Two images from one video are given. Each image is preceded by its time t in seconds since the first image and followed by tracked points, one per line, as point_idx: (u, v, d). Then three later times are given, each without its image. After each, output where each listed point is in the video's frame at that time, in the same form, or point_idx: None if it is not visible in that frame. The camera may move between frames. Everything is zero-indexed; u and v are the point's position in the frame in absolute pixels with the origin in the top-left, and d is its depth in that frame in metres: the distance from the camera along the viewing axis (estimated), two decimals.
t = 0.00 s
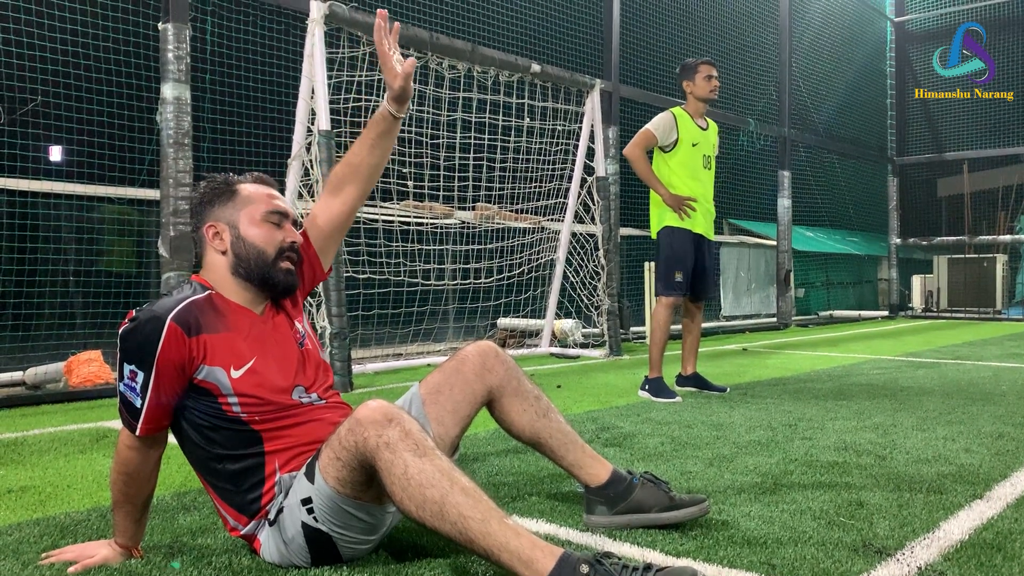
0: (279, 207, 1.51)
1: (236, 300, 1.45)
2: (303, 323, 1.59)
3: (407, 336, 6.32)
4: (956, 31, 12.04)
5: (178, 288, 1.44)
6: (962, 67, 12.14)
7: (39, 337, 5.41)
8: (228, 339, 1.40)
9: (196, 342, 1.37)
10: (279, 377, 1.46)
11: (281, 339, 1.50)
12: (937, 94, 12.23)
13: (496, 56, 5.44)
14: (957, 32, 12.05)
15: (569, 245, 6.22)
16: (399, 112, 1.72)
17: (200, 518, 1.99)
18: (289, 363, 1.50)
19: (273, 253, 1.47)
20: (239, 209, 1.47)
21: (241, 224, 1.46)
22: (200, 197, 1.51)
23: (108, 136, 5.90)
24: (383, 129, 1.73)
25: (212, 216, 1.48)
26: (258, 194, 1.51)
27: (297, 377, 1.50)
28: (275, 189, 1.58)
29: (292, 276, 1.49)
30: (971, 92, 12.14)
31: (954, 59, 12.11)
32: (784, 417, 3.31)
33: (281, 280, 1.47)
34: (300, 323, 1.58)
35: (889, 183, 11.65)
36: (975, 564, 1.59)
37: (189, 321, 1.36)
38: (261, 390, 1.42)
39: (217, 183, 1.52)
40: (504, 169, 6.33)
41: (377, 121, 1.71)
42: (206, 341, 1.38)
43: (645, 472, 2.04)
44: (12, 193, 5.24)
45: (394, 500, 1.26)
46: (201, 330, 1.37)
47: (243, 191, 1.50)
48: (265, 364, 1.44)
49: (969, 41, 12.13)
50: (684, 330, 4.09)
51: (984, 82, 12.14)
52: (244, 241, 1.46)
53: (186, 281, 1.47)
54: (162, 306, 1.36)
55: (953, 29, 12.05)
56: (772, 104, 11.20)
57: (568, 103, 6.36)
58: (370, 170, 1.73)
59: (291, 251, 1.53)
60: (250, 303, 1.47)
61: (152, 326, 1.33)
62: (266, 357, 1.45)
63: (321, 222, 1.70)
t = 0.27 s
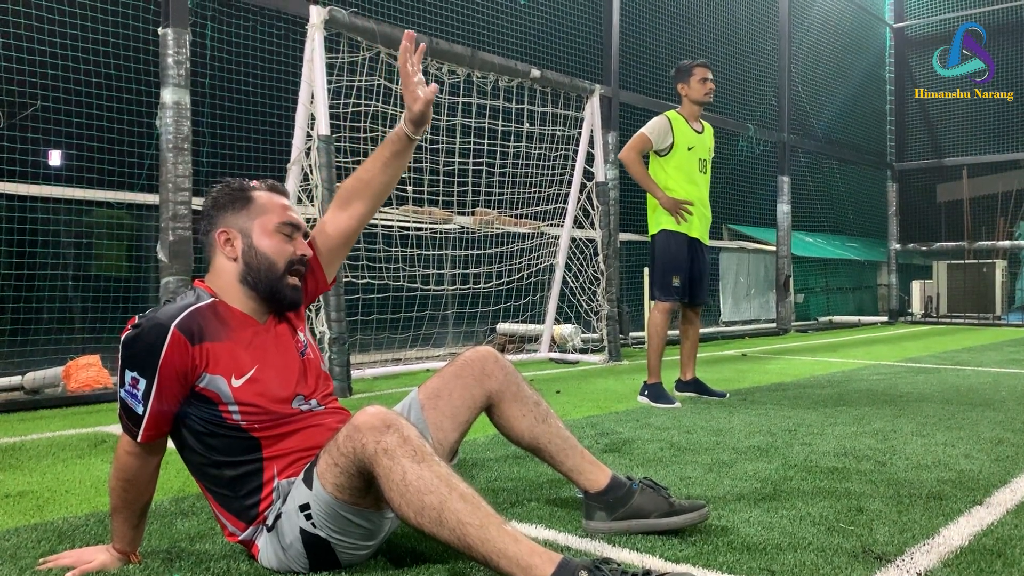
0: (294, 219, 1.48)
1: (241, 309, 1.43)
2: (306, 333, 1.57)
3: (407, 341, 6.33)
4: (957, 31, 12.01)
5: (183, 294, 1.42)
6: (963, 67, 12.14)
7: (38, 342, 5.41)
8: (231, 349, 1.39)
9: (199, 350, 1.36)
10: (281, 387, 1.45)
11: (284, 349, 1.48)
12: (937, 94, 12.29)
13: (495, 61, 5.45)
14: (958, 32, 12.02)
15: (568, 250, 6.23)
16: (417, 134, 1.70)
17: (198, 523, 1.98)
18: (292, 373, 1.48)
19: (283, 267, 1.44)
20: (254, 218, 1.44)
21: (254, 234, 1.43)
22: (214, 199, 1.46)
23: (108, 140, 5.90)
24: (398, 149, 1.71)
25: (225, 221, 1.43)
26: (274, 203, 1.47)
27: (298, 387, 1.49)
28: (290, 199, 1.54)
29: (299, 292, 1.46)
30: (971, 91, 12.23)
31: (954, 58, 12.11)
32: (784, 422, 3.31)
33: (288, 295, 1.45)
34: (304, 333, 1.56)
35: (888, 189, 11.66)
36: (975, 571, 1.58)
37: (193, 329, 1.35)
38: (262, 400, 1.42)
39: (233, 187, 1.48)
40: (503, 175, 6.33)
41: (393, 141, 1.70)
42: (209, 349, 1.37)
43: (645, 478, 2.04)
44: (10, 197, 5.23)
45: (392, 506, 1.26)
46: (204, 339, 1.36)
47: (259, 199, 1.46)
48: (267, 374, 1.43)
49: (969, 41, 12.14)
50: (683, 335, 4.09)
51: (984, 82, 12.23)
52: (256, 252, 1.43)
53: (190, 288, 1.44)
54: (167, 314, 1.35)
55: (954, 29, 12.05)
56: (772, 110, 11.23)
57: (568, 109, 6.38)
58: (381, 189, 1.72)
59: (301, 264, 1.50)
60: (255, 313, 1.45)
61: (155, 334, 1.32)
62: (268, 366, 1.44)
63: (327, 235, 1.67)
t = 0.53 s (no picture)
0: (309, 231, 1.46)
1: (246, 316, 1.42)
2: (308, 339, 1.57)
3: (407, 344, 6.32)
4: (957, 31, 11.99)
5: (189, 297, 1.41)
6: (963, 68, 12.14)
7: (37, 345, 5.40)
8: (235, 354, 1.39)
9: (202, 355, 1.35)
10: (282, 393, 1.45)
11: (286, 355, 1.48)
12: (936, 95, 12.31)
13: (495, 64, 5.45)
14: (958, 32, 11.99)
15: (568, 253, 6.23)
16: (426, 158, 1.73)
17: (198, 526, 1.98)
18: (293, 379, 1.48)
19: (294, 279, 1.43)
20: (272, 227, 1.42)
21: (269, 243, 1.41)
22: (233, 200, 1.44)
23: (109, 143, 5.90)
24: (405, 170, 1.74)
25: (241, 226, 1.42)
26: (292, 213, 1.45)
27: (300, 394, 1.49)
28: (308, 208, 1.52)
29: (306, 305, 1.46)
30: (971, 92, 12.25)
31: (954, 59, 12.11)
32: (784, 425, 3.31)
33: (295, 308, 1.44)
34: (305, 339, 1.56)
35: (888, 191, 11.67)
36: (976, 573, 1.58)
37: (197, 334, 1.35)
38: (264, 406, 1.42)
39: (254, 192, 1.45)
40: (503, 177, 6.33)
41: (401, 161, 1.72)
42: (212, 354, 1.37)
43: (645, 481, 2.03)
44: (9, 199, 5.23)
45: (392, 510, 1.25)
46: (207, 343, 1.36)
47: (278, 208, 1.44)
48: (269, 379, 1.43)
49: (969, 42, 12.11)
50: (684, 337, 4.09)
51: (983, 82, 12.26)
52: (269, 262, 1.41)
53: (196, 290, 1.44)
54: (173, 318, 1.34)
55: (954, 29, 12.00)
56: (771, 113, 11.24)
57: (568, 112, 6.38)
58: (387, 207, 1.74)
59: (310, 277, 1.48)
60: (260, 321, 1.44)
61: (159, 338, 1.32)
62: (270, 373, 1.44)
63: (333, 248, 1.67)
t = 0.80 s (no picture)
0: (327, 245, 1.47)
1: (255, 323, 1.43)
2: (311, 346, 1.58)
3: (407, 345, 6.33)
4: (957, 31, 11.99)
5: (198, 299, 1.41)
6: (962, 67, 12.14)
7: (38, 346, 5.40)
8: (239, 360, 1.39)
9: (207, 359, 1.36)
10: (285, 399, 1.45)
11: (289, 361, 1.49)
12: (936, 94, 12.32)
13: (495, 64, 5.45)
14: (958, 32, 11.97)
15: (568, 253, 6.23)
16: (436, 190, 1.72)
17: (200, 527, 1.99)
18: (296, 386, 1.49)
19: (308, 293, 1.43)
20: (292, 238, 1.42)
21: (287, 256, 1.41)
22: (254, 206, 1.45)
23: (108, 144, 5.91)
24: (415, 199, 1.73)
25: (260, 233, 1.42)
26: (313, 226, 1.46)
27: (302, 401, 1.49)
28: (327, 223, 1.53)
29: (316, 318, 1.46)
30: (971, 92, 12.26)
31: (954, 59, 12.11)
32: (784, 425, 3.31)
33: (305, 320, 1.44)
34: (308, 347, 1.56)
35: (888, 191, 11.67)
36: (976, 573, 1.59)
37: (202, 338, 1.35)
38: (267, 412, 1.42)
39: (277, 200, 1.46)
40: (503, 178, 6.32)
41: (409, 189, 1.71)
42: (216, 358, 1.37)
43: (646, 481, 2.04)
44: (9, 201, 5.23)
45: (392, 512, 1.26)
46: (213, 348, 1.36)
47: (298, 219, 1.44)
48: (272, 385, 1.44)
49: (969, 42, 12.10)
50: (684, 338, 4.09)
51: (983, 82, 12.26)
52: (285, 273, 1.42)
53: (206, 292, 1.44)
54: (181, 321, 1.35)
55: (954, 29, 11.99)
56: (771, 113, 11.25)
57: (568, 112, 6.39)
58: (394, 232, 1.74)
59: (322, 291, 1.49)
60: (267, 329, 1.45)
61: (165, 342, 1.32)
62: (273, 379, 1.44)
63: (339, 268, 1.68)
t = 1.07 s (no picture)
0: (337, 250, 1.47)
1: (262, 327, 1.43)
2: (315, 347, 1.58)
3: (407, 344, 6.33)
4: (957, 31, 11.99)
5: (206, 303, 1.41)
6: (962, 68, 12.14)
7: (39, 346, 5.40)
8: (245, 362, 1.40)
9: (214, 363, 1.36)
10: (290, 402, 1.46)
11: (293, 363, 1.49)
12: (936, 94, 12.31)
13: (495, 64, 5.45)
14: (958, 32, 11.96)
15: (569, 253, 6.23)
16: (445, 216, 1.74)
17: (201, 528, 1.99)
18: (301, 388, 1.49)
19: (320, 298, 1.44)
20: (305, 244, 1.42)
21: (299, 262, 1.41)
22: (265, 209, 1.44)
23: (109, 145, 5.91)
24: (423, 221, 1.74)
25: (271, 239, 1.41)
26: (325, 232, 1.46)
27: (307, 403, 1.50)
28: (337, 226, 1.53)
29: (326, 322, 1.47)
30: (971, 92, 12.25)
31: (954, 59, 12.11)
32: (785, 424, 3.31)
33: (315, 324, 1.45)
34: (312, 348, 1.57)
35: (888, 190, 11.65)
36: (977, 572, 1.58)
37: (209, 342, 1.35)
38: (273, 415, 1.43)
39: (290, 204, 1.45)
40: (504, 178, 6.32)
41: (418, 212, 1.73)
42: (223, 361, 1.37)
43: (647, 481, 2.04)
44: (10, 201, 5.23)
45: (394, 512, 1.26)
46: (219, 352, 1.36)
47: (310, 224, 1.44)
48: (277, 387, 1.44)
49: (968, 42, 12.09)
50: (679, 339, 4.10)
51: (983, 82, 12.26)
52: (297, 278, 1.42)
53: (214, 295, 1.44)
54: (189, 325, 1.35)
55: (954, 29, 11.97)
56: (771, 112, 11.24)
57: (568, 112, 6.39)
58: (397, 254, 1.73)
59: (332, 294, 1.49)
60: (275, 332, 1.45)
61: (171, 345, 1.33)
62: (277, 381, 1.45)
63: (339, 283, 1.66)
